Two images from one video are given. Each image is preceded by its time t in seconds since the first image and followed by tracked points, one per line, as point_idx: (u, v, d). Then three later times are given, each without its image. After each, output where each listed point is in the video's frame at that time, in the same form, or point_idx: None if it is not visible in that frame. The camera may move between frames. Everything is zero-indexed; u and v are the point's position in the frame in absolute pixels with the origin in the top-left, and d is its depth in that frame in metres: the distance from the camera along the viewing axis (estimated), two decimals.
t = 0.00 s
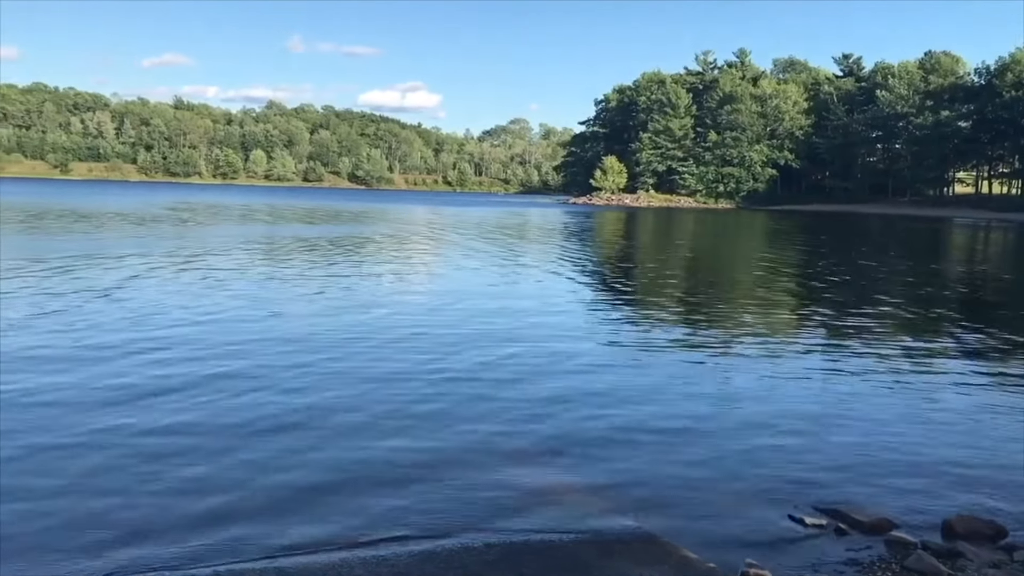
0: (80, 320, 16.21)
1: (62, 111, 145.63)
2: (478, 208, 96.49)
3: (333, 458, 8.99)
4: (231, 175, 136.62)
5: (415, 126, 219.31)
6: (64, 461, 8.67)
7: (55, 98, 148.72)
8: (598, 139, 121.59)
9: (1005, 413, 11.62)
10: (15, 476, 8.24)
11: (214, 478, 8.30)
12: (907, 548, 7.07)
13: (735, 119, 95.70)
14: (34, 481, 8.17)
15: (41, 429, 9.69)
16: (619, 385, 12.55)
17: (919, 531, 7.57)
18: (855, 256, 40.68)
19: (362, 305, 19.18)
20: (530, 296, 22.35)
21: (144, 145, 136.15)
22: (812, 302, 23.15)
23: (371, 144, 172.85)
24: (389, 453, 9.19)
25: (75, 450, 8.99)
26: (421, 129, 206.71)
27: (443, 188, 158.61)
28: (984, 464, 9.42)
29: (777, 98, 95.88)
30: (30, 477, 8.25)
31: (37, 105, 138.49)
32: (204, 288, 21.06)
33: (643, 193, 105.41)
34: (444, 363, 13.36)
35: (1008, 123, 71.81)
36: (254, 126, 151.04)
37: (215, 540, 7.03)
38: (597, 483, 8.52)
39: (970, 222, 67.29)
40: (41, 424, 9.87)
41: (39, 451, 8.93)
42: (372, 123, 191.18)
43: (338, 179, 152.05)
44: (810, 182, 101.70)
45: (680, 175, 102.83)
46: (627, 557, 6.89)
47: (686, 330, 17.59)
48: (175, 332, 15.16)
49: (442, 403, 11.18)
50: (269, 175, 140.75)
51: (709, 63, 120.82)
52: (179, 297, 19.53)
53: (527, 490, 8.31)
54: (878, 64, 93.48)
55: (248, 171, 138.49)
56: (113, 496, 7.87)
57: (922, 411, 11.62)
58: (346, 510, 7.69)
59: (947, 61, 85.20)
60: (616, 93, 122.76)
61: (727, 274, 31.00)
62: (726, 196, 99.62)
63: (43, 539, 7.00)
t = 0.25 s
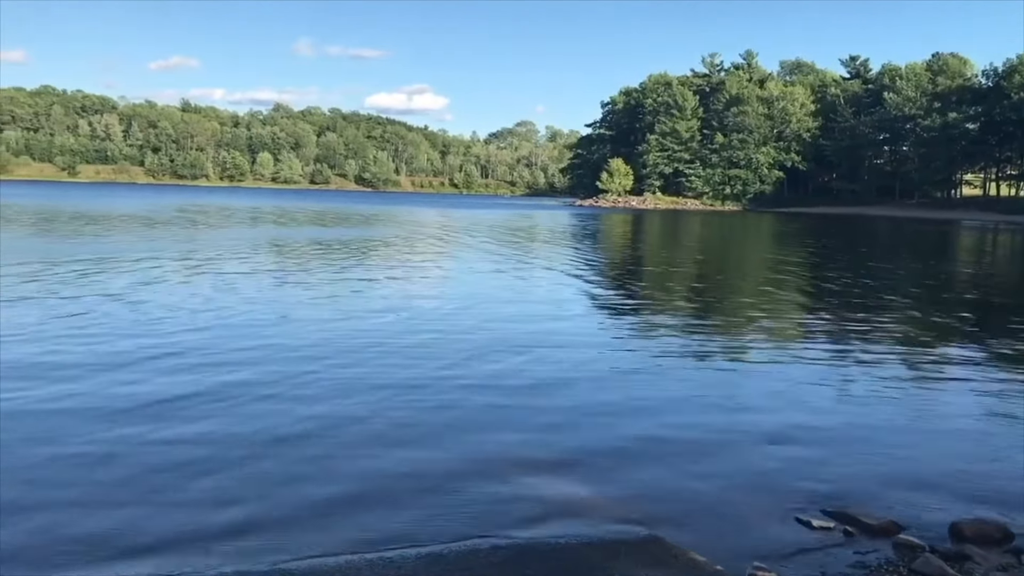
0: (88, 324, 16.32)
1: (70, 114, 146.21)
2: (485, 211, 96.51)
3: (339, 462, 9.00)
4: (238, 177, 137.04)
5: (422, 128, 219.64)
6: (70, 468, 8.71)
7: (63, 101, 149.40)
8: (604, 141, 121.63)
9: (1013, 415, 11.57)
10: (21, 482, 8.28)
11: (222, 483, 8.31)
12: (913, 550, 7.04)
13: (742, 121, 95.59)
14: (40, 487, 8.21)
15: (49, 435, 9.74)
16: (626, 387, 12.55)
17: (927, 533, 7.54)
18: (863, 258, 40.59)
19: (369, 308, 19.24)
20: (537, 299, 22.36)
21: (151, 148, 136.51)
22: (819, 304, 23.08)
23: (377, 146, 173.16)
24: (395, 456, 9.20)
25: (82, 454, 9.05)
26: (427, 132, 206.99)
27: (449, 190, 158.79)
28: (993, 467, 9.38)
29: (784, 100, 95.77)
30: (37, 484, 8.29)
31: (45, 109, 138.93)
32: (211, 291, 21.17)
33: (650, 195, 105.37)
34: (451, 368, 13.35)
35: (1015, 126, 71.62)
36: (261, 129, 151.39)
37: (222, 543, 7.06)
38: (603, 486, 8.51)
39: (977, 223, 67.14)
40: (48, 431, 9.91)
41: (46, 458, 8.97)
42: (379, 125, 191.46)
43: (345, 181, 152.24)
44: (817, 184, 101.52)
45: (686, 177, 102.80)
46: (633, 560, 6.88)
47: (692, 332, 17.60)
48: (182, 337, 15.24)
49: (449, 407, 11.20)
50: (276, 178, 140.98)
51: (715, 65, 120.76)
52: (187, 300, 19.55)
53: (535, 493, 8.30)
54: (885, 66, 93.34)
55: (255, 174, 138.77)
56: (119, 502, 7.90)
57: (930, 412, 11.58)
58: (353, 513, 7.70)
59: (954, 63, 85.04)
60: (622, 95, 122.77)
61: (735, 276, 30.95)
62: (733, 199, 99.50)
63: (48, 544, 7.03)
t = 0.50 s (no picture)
0: (96, 328, 16.42)
1: (78, 116, 146.74)
2: (491, 212, 96.46)
3: (345, 466, 9.02)
4: (245, 179, 137.35)
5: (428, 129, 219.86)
6: (76, 473, 8.73)
7: (70, 103, 149.96)
8: (611, 142, 121.59)
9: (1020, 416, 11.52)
10: (27, 488, 8.30)
11: (230, 487, 8.33)
12: (921, 552, 7.01)
13: (748, 122, 95.45)
14: (45, 492, 8.24)
15: (55, 440, 9.77)
16: (631, 391, 12.55)
17: (935, 535, 7.50)
18: (870, 259, 40.47)
19: (376, 310, 19.30)
20: (543, 301, 22.39)
21: (158, 149, 136.81)
22: (825, 306, 23.00)
23: (383, 147, 173.33)
24: (400, 460, 9.21)
25: (87, 459, 9.09)
26: (433, 133, 207.20)
27: (456, 192, 158.85)
28: (1001, 469, 9.34)
29: (790, 100, 95.60)
30: (44, 489, 8.33)
31: (52, 110, 139.28)
32: (219, 294, 21.26)
33: (656, 196, 105.29)
34: (458, 371, 13.36)
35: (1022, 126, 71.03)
36: (268, 130, 151.64)
37: (230, 545, 7.08)
38: (608, 490, 8.52)
39: (985, 224, 66.88)
40: (55, 435, 9.95)
41: (52, 462, 9.01)
42: (385, 126, 191.70)
43: (351, 182, 152.39)
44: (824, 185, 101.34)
45: (693, 178, 102.73)
46: (641, 562, 6.86)
47: (697, 335, 17.61)
48: (188, 340, 15.33)
49: (454, 410, 11.21)
50: (282, 179, 141.15)
51: (722, 65, 120.66)
52: (195, 304, 19.60)
53: (541, 495, 8.30)
54: (892, 66, 93.16)
55: (261, 175, 138.98)
56: (125, 506, 7.93)
57: (936, 415, 11.56)
58: (359, 516, 7.71)
59: (962, 63, 84.87)
60: (628, 96, 122.76)
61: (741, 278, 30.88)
62: (739, 200, 99.35)
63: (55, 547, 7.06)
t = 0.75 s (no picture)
0: (102, 325, 16.47)
1: (86, 115, 147.14)
2: (498, 211, 96.44)
3: (351, 459, 9.03)
4: (252, 178, 137.61)
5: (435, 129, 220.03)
6: (81, 463, 8.74)
7: (78, 103, 150.40)
8: (618, 141, 121.44)
9: None
10: (32, 477, 8.32)
11: (237, 480, 8.33)
12: (929, 552, 6.99)
13: (755, 121, 95.24)
14: (50, 481, 8.25)
15: (62, 431, 9.79)
16: (638, 385, 12.53)
17: (944, 535, 7.47)
18: (878, 258, 40.38)
19: (383, 308, 19.31)
20: (549, 298, 22.34)
21: (166, 148, 137.15)
22: (832, 305, 22.85)
23: (390, 147, 173.43)
24: (406, 454, 9.20)
25: (92, 450, 9.10)
26: (440, 133, 207.34)
27: (463, 191, 158.90)
28: (1009, 468, 9.28)
29: (798, 100, 95.42)
30: (47, 478, 8.33)
31: (60, 110, 139.73)
32: (225, 293, 21.29)
33: (663, 195, 105.23)
34: (464, 366, 13.36)
35: None
36: (275, 129, 151.85)
37: (238, 539, 7.09)
38: (613, 484, 8.51)
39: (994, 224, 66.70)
40: (61, 426, 9.96)
41: (58, 452, 9.01)
42: (392, 126, 191.79)
43: (358, 181, 152.51)
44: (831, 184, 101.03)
45: (700, 177, 102.59)
46: (648, 560, 6.84)
47: (702, 331, 17.55)
48: (194, 336, 15.35)
49: (459, 403, 11.21)
50: (290, 178, 141.32)
51: (729, 64, 120.50)
52: (203, 303, 19.64)
53: (547, 490, 8.29)
54: (900, 66, 92.87)
55: (269, 174, 139.21)
56: (131, 497, 7.93)
57: (944, 412, 11.50)
58: (367, 511, 7.69)
59: (970, 62, 84.71)
60: (635, 95, 122.71)
61: (748, 277, 30.80)
62: (747, 199, 99.15)
63: (61, 538, 7.08)
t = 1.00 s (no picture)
0: (109, 325, 16.51)
1: (92, 113, 147.47)
2: (504, 209, 96.36)
3: (357, 460, 9.04)
4: (258, 176, 137.88)
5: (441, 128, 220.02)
6: (89, 463, 8.75)
7: (84, 101, 150.77)
8: (623, 139, 121.43)
9: None
10: (38, 479, 8.33)
11: (244, 480, 8.36)
12: (937, 550, 6.97)
13: (762, 119, 95.09)
14: (57, 482, 8.26)
15: (68, 433, 9.79)
16: (644, 386, 12.53)
17: (951, 534, 7.45)
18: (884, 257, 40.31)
19: (389, 307, 19.31)
20: (556, 298, 22.35)
21: (172, 146, 137.45)
22: (837, 305, 22.82)
23: (396, 145, 173.59)
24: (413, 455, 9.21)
25: (100, 451, 9.14)
26: (446, 131, 207.35)
27: (468, 189, 158.95)
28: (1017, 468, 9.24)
29: (805, 98, 95.22)
30: (53, 478, 8.35)
31: (67, 108, 140.12)
32: (232, 292, 21.35)
33: (669, 193, 105.15)
34: (470, 367, 13.39)
35: None
36: (282, 127, 152.03)
37: (244, 537, 7.12)
38: (620, 485, 8.51)
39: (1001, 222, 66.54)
40: (67, 428, 9.97)
41: (64, 453, 9.03)
42: (397, 123, 191.95)
43: (364, 180, 152.58)
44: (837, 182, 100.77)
45: (706, 175, 102.54)
46: (655, 558, 6.84)
47: (709, 331, 17.54)
48: (200, 336, 15.39)
49: (465, 405, 11.22)
50: (295, 176, 141.47)
51: (735, 63, 120.36)
52: (209, 303, 19.64)
53: (553, 490, 8.31)
54: (907, 63, 92.65)
55: (275, 172, 139.38)
56: (137, 496, 7.95)
57: (952, 413, 11.49)
58: (373, 511, 7.71)
59: (978, 60, 84.54)
60: (641, 93, 122.63)
61: (754, 276, 30.72)
62: (753, 197, 98.95)
63: (68, 538, 7.09)
